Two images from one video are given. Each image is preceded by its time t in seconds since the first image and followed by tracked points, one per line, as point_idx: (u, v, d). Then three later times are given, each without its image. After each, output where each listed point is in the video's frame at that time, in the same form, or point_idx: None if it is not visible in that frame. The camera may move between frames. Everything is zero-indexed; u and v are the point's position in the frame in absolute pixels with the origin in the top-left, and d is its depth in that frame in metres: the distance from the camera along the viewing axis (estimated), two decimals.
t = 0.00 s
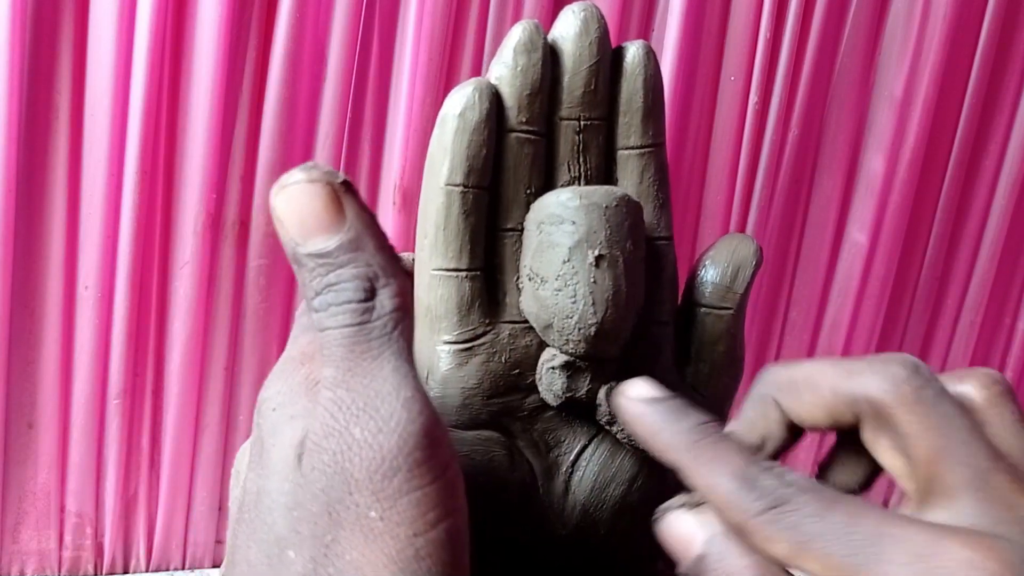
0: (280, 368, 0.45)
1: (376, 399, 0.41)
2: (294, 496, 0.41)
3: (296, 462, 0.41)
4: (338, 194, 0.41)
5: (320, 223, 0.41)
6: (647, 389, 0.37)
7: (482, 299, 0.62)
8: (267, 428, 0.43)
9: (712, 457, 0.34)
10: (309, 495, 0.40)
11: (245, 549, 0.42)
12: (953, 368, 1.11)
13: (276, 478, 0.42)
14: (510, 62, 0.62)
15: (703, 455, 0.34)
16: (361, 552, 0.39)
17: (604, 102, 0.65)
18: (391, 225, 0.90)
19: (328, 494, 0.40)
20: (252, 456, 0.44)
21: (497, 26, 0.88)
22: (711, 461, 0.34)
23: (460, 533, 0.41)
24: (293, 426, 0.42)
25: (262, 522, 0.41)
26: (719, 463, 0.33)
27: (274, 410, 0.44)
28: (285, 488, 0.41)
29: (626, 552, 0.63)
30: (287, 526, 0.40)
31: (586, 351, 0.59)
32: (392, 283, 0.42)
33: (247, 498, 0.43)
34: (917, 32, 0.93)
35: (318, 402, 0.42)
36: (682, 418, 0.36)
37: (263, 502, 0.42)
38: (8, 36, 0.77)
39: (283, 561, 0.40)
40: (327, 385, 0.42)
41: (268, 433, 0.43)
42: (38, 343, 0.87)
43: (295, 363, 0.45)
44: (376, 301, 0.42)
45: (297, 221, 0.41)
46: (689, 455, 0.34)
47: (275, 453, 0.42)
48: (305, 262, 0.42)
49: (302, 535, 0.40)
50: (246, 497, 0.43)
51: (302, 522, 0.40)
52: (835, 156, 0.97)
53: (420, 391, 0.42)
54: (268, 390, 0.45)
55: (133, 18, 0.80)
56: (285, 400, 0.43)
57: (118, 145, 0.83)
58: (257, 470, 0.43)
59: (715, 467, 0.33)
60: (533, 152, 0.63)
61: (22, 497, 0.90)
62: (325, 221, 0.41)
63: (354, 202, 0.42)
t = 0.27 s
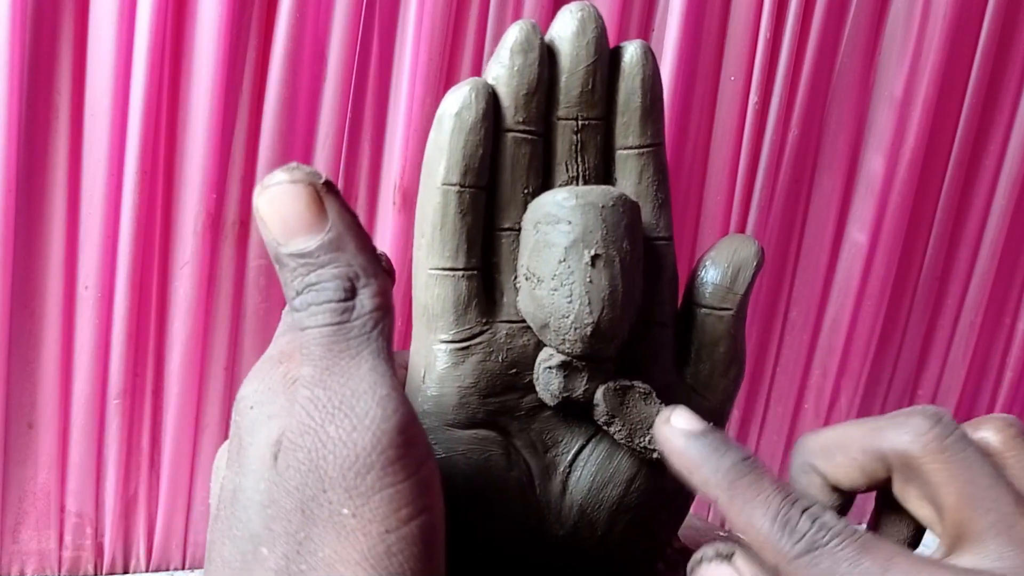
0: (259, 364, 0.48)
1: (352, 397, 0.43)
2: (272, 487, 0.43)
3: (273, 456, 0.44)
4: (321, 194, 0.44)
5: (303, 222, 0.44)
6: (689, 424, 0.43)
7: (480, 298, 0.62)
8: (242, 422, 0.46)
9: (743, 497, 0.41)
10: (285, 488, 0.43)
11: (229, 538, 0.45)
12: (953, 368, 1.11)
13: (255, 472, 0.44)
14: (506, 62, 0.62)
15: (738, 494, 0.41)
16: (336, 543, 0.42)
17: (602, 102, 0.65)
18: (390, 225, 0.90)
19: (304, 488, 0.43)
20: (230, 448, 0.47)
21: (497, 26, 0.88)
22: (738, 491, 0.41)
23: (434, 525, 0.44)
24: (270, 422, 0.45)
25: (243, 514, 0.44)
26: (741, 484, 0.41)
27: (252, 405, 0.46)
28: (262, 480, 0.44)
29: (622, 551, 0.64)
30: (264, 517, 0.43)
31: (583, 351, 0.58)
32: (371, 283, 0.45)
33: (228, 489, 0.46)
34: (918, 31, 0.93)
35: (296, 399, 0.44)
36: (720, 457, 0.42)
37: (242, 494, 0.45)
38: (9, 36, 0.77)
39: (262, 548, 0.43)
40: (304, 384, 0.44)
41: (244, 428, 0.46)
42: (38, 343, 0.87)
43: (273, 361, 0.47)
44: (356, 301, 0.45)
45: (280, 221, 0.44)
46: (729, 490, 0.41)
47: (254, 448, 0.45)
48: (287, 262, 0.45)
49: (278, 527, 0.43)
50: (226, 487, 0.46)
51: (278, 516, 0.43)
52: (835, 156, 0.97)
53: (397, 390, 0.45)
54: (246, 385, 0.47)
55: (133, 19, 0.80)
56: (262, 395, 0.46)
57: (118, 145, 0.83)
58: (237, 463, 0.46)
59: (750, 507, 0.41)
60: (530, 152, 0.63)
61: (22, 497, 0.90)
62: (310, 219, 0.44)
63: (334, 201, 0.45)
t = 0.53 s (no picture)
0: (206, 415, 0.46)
1: (303, 448, 0.41)
2: (217, 544, 0.41)
3: (218, 511, 0.41)
4: (271, 239, 0.43)
5: (255, 267, 0.42)
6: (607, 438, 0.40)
7: (491, 300, 0.62)
8: (186, 475, 0.44)
9: (825, 372, 0.31)
10: (231, 545, 0.40)
11: None
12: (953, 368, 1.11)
13: (198, 528, 0.42)
14: (517, 62, 0.62)
15: (697, 380, 0.35)
16: None
17: (609, 102, 0.65)
18: (392, 224, 0.90)
19: (250, 544, 0.40)
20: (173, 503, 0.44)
21: (498, 26, 0.88)
22: (807, 361, 0.32)
23: None
24: (216, 476, 0.42)
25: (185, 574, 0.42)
26: (810, 277, 0.35)
27: (198, 457, 0.44)
28: (205, 538, 0.41)
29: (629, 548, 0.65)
30: None
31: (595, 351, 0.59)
32: (325, 327, 0.44)
33: (170, 548, 0.43)
34: (917, 32, 0.94)
35: (245, 452, 0.42)
36: (618, 376, 0.38)
37: (184, 552, 0.42)
38: (8, 35, 0.77)
39: None
40: (254, 436, 0.42)
41: (188, 481, 0.44)
42: (38, 343, 0.87)
43: (222, 414, 0.45)
44: (310, 347, 0.43)
45: (230, 268, 0.42)
46: (745, 392, 0.33)
47: (198, 504, 0.42)
48: (239, 309, 0.43)
49: None
50: (168, 545, 0.44)
51: None
52: (835, 157, 0.98)
53: (352, 438, 0.43)
54: (193, 436, 0.45)
55: (133, 18, 0.80)
56: (209, 446, 0.44)
57: (118, 144, 0.83)
58: (180, 519, 0.43)
59: (831, 387, 0.30)
60: (539, 153, 0.63)
61: (22, 497, 0.90)
62: (263, 265, 0.43)
63: (286, 247, 0.44)
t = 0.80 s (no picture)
0: (206, 416, 0.46)
1: (303, 446, 0.41)
2: (218, 542, 0.41)
3: (219, 509, 0.41)
4: (269, 237, 0.43)
5: (254, 267, 0.42)
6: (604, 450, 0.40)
7: (490, 300, 0.62)
8: (187, 475, 0.44)
9: (817, 399, 0.31)
10: (232, 543, 0.41)
11: None
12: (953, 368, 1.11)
13: (200, 527, 0.42)
14: (516, 62, 0.62)
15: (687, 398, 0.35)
16: None
17: (610, 102, 0.65)
18: (392, 224, 0.90)
19: (250, 543, 0.40)
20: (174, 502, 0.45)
21: (498, 25, 0.88)
22: (794, 388, 0.32)
23: None
24: (216, 475, 0.43)
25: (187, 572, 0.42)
26: (799, 301, 0.35)
27: (198, 457, 0.44)
28: (207, 537, 0.41)
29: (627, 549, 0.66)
30: None
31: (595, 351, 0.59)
32: (324, 326, 0.44)
33: (171, 547, 0.44)
34: (917, 32, 0.94)
35: (245, 451, 0.42)
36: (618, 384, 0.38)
37: (186, 550, 0.42)
38: (8, 36, 0.77)
39: None
40: (254, 435, 0.42)
41: (189, 482, 0.44)
42: (38, 343, 0.87)
43: (222, 414, 0.45)
44: (310, 346, 0.43)
45: (229, 267, 0.42)
46: (732, 420, 0.33)
47: (199, 504, 0.43)
48: (238, 309, 0.43)
49: None
50: (168, 546, 0.44)
51: None
52: (835, 157, 0.98)
53: (353, 436, 0.43)
54: (192, 437, 0.45)
55: (133, 18, 0.80)
56: (209, 446, 0.44)
57: (118, 144, 0.83)
58: (181, 518, 0.43)
59: (821, 415, 0.31)
60: (539, 152, 0.63)
61: (21, 497, 0.90)
62: (261, 264, 0.42)
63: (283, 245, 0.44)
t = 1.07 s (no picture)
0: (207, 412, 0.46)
1: (302, 444, 0.41)
2: (216, 539, 0.41)
3: (217, 506, 0.41)
4: (272, 230, 0.43)
5: (255, 258, 0.42)
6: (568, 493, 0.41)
7: (488, 301, 0.62)
8: (187, 472, 0.44)
9: (770, 503, 0.32)
10: (229, 540, 0.41)
11: None
12: (953, 367, 1.11)
13: (198, 523, 0.42)
14: (514, 63, 0.62)
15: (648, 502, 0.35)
16: None
17: (608, 102, 0.65)
18: (392, 225, 0.90)
19: (248, 541, 0.40)
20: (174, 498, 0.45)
21: (498, 25, 0.88)
22: (741, 492, 0.33)
23: None
24: (216, 470, 0.43)
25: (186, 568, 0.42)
26: (747, 402, 0.35)
27: (199, 453, 0.44)
28: (205, 534, 0.41)
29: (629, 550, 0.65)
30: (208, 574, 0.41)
31: (593, 351, 0.59)
32: (326, 320, 0.43)
33: (171, 543, 0.44)
34: (917, 32, 0.94)
35: (243, 449, 0.42)
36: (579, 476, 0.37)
37: (186, 547, 0.42)
38: (8, 36, 0.77)
39: None
40: (253, 433, 0.42)
41: (189, 478, 0.44)
42: (38, 343, 0.87)
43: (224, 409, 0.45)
44: (309, 339, 0.43)
45: (231, 258, 0.42)
46: (713, 514, 0.33)
47: (198, 501, 0.43)
48: (238, 301, 0.43)
49: None
50: (168, 542, 0.44)
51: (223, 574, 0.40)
52: (835, 156, 0.98)
53: (352, 435, 0.42)
54: (194, 433, 0.45)
55: (132, 18, 0.80)
56: (210, 442, 0.44)
57: (118, 145, 0.83)
58: (181, 513, 0.44)
59: (779, 519, 0.31)
60: (538, 153, 0.63)
61: (22, 497, 0.90)
62: (264, 255, 0.42)
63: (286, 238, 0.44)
